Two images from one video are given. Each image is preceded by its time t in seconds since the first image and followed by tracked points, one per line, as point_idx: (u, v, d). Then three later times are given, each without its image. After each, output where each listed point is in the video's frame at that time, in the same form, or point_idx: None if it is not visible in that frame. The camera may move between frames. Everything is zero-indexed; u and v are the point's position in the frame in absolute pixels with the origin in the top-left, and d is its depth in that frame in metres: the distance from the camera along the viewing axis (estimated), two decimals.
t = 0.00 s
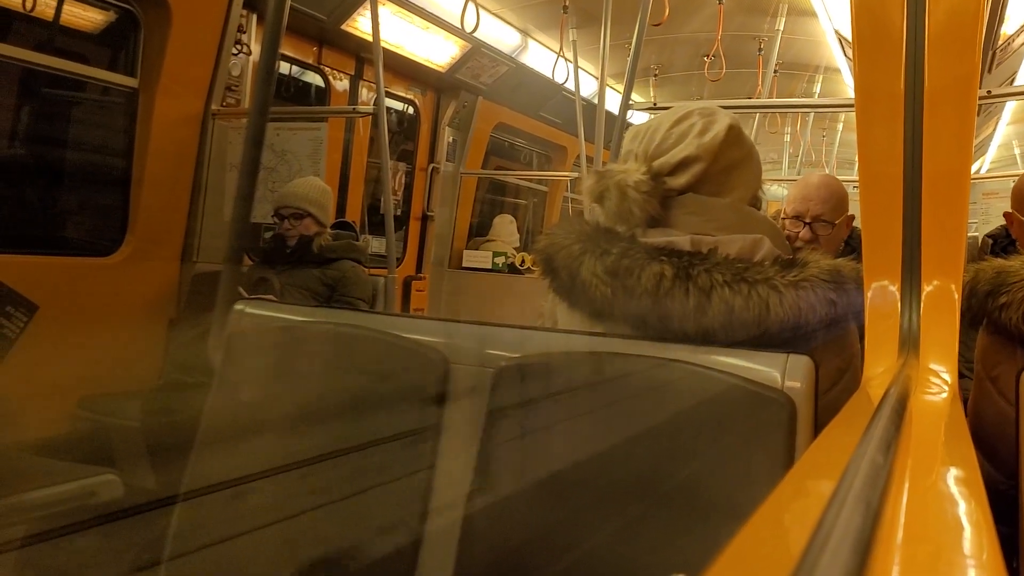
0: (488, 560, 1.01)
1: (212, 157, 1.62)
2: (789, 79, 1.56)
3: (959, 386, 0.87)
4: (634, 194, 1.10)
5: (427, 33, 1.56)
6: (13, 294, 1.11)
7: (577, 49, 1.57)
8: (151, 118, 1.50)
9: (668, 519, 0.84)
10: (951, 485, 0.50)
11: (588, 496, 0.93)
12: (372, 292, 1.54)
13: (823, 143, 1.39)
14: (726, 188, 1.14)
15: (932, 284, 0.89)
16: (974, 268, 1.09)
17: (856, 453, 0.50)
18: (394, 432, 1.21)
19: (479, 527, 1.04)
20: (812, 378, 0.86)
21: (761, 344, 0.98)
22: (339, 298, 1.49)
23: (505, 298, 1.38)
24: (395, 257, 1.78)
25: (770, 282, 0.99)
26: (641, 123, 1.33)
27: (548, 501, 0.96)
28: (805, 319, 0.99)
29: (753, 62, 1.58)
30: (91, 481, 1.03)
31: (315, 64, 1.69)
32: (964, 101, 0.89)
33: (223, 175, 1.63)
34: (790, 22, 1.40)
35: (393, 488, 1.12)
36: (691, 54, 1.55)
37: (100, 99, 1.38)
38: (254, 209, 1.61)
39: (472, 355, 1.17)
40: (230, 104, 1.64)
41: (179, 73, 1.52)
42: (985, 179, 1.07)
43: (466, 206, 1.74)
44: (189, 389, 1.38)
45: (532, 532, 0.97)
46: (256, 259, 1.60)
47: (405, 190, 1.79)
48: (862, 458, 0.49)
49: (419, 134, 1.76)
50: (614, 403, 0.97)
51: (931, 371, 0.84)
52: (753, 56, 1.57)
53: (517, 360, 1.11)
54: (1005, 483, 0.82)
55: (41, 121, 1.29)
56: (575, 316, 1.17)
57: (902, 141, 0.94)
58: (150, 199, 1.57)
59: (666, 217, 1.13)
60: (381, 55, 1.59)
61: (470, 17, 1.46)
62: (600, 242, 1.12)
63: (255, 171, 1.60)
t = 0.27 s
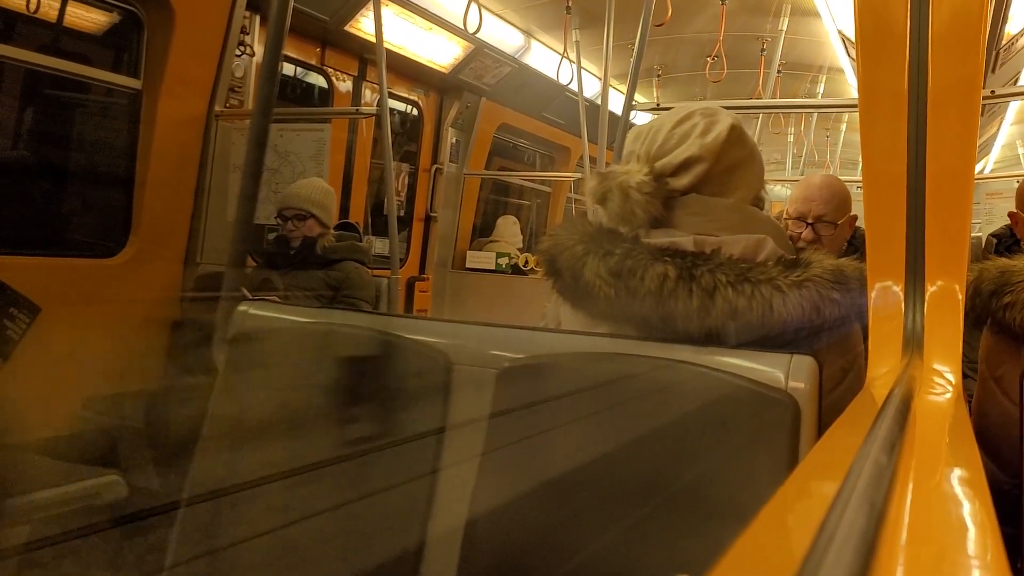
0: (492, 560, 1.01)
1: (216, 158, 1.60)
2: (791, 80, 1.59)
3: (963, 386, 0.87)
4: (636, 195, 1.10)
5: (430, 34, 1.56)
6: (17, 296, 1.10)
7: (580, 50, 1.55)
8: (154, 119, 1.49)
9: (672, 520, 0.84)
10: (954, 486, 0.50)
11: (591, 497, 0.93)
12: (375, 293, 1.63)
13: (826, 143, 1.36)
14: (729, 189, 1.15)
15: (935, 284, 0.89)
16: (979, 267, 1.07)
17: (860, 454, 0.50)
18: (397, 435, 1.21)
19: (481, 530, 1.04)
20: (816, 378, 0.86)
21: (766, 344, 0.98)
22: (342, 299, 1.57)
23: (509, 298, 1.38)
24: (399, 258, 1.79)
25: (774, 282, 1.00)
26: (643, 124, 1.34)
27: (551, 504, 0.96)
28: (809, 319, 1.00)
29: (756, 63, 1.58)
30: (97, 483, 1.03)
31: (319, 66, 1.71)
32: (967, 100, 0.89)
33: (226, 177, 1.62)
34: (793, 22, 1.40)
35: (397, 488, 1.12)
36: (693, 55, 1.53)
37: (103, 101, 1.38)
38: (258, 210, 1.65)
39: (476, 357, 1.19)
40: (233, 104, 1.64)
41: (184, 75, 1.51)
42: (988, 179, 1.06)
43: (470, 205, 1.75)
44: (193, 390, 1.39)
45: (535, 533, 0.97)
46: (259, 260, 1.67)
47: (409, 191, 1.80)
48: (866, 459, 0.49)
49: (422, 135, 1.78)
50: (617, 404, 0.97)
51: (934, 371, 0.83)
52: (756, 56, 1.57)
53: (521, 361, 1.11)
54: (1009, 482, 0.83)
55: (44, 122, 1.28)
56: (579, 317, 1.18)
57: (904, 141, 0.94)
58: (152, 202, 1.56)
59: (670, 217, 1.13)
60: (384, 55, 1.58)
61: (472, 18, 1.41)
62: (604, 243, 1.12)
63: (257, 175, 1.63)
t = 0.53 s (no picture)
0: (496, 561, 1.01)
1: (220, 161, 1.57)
2: (795, 83, 1.57)
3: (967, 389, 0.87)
4: (639, 197, 1.10)
5: (434, 36, 1.55)
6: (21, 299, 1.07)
7: (583, 52, 1.56)
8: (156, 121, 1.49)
9: (675, 522, 0.84)
10: (958, 488, 0.50)
11: (595, 498, 0.93)
12: (379, 296, 1.56)
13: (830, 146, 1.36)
14: (732, 191, 1.15)
15: (940, 286, 0.89)
16: (983, 269, 1.08)
17: (865, 456, 0.50)
18: (400, 437, 1.21)
19: (486, 531, 1.04)
20: (819, 381, 0.85)
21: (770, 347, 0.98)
22: (345, 302, 1.52)
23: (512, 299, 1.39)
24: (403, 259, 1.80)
25: (777, 284, 1.00)
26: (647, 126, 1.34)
27: (555, 505, 0.96)
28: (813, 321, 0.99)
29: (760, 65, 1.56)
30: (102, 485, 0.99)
31: (322, 68, 1.70)
32: (971, 102, 0.89)
33: (231, 179, 1.61)
34: (796, 25, 1.38)
35: (402, 491, 1.13)
36: (697, 57, 1.56)
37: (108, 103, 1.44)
38: (262, 213, 1.69)
39: (475, 358, 1.19)
40: (236, 106, 1.57)
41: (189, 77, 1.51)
42: (993, 181, 1.06)
43: (472, 207, 1.77)
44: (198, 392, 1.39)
45: (540, 535, 0.97)
46: (263, 262, 1.69)
47: (413, 193, 1.81)
48: (869, 461, 0.49)
49: (425, 137, 1.74)
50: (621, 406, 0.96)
51: (938, 373, 0.84)
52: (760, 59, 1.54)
53: (523, 362, 1.11)
54: (1014, 487, 0.83)
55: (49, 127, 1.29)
56: (583, 318, 1.18)
57: (908, 143, 0.93)
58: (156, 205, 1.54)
59: (672, 219, 1.13)
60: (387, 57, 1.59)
61: (477, 20, 1.43)
62: (607, 244, 1.12)
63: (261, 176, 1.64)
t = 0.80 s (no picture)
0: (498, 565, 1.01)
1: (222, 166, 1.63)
2: (800, 84, 1.54)
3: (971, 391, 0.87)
4: (643, 200, 1.11)
5: (437, 39, 1.56)
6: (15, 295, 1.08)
7: (587, 54, 1.50)
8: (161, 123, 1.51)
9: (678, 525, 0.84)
10: (963, 491, 0.50)
11: (598, 502, 0.93)
12: (382, 297, 1.58)
13: (834, 147, 1.36)
14: (736, 194, 1.15)
15: (943, 288, 0.89)
16: (986, 272, 1.08)
17: (868, 459, 0.50)
18: (404, 440, 1.21)
19: (489, 535, 1.03)
20: (823, 384, 0.85)
21: (775, 349, 0.98)
22: (349, 304, 1.51)
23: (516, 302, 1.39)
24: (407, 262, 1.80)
25: (780, 286, 1.01)
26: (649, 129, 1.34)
27: (558, 508, 0.96)
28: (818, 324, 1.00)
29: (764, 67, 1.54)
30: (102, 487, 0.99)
31: (326, 71, 1.73)
32: (974, 105, 0.89)
33: (234, 181, 1.65)
34: (799, 27, 1.40)
35: (405, 494, 1.13)
36: (701, 60, 1.55)
37: (112, 106, 1.39)
38: (264, 215, 1.69)
39: (481, 360, 1.18)
40: (241, 110, 1.63)
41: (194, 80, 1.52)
42: (998, 184, 1.06)
43: (477, 210, 1.84)
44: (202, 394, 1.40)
45: (542, 539, 0.96)
46: (266, 266, 1.68)
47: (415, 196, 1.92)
48: (873, 463, 0.49)
49: (429, 140, 1.81)
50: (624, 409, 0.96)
51: (943, 375, 0.84)
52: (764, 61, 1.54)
53: (528, 366, 1.11)
54: (1018, 489, 0.83)
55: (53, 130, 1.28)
56: (586, 321, 1.18)
57: (912, 144, 0.93)
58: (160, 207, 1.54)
59: (676, 222, 1.13)
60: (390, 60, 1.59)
61: (480, 25, 1.44)
62: (610, 247, 1.13)
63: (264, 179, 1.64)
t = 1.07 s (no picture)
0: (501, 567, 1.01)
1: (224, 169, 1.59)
2: (802, 87, 1.54)
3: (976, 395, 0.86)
4: (647, 203, 1.11)
5: (439, 42, 1.55)
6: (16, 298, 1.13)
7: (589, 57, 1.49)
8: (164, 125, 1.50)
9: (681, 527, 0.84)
10: (966, 494, 0.50)
11: (601, 504, 0.93)
12: (385, 301, 1.56)
13: (837, 150, 1.36)
14: (740, 197, 1.15)
15: (947, 291, 0.88)
16: (990, 275, 1.08)
17: (872, 462, 0.50)
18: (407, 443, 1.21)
19: (492, 536, 1.03)
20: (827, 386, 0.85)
21: (778, 352, 0.98)
22: (353, 306, 1.50)
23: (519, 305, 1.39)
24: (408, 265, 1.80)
25: (784, 289, 1.02)
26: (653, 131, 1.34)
27: (559, 508, 0.96)
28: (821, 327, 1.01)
29: (766, 70, 1.54)
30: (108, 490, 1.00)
31: (329, 74, 1.68)
32: (977, 107, 0.88)
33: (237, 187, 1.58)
34: (802, 29, 1.37)
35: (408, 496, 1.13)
36: (703, 63, 1.54)
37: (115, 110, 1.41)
38: (268, 218, 1.59)
39: (484, 364, 1.18)
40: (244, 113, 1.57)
41: (196, 81, 1.54)
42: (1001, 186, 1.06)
43: (480, 214, 1.89)
44: (206, 397, 1.40)
45: (546, 541, 0.96)
46: (270, 269, 1.63)
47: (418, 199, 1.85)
48: (876, 466, 0.49)
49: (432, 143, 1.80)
50: (628, 412, 0.97)
51: (947, 378, 0.83)
52: (767, 63, 1.53)
53: (531, 369, 1.11)
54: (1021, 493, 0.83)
55: (58, 132, 1.30)
56: (589, 324, 1.18)
57: (915, 146, 0.94)
58: (164, 210, 1.55)
59: (680, 224, 1.13)
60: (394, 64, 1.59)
61: (484, 27, 1.47)
62: (614, 250, 1.13)
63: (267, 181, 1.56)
